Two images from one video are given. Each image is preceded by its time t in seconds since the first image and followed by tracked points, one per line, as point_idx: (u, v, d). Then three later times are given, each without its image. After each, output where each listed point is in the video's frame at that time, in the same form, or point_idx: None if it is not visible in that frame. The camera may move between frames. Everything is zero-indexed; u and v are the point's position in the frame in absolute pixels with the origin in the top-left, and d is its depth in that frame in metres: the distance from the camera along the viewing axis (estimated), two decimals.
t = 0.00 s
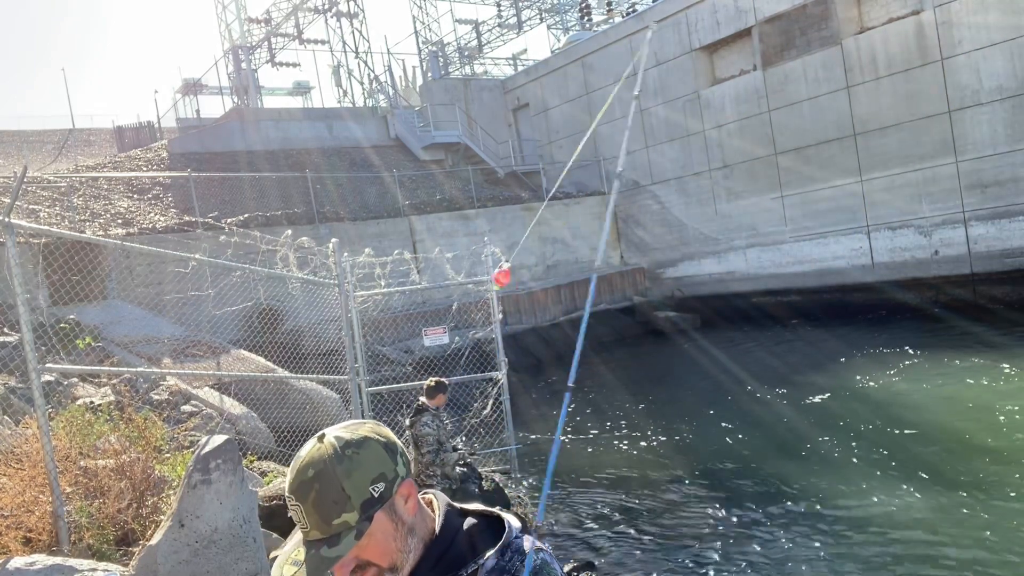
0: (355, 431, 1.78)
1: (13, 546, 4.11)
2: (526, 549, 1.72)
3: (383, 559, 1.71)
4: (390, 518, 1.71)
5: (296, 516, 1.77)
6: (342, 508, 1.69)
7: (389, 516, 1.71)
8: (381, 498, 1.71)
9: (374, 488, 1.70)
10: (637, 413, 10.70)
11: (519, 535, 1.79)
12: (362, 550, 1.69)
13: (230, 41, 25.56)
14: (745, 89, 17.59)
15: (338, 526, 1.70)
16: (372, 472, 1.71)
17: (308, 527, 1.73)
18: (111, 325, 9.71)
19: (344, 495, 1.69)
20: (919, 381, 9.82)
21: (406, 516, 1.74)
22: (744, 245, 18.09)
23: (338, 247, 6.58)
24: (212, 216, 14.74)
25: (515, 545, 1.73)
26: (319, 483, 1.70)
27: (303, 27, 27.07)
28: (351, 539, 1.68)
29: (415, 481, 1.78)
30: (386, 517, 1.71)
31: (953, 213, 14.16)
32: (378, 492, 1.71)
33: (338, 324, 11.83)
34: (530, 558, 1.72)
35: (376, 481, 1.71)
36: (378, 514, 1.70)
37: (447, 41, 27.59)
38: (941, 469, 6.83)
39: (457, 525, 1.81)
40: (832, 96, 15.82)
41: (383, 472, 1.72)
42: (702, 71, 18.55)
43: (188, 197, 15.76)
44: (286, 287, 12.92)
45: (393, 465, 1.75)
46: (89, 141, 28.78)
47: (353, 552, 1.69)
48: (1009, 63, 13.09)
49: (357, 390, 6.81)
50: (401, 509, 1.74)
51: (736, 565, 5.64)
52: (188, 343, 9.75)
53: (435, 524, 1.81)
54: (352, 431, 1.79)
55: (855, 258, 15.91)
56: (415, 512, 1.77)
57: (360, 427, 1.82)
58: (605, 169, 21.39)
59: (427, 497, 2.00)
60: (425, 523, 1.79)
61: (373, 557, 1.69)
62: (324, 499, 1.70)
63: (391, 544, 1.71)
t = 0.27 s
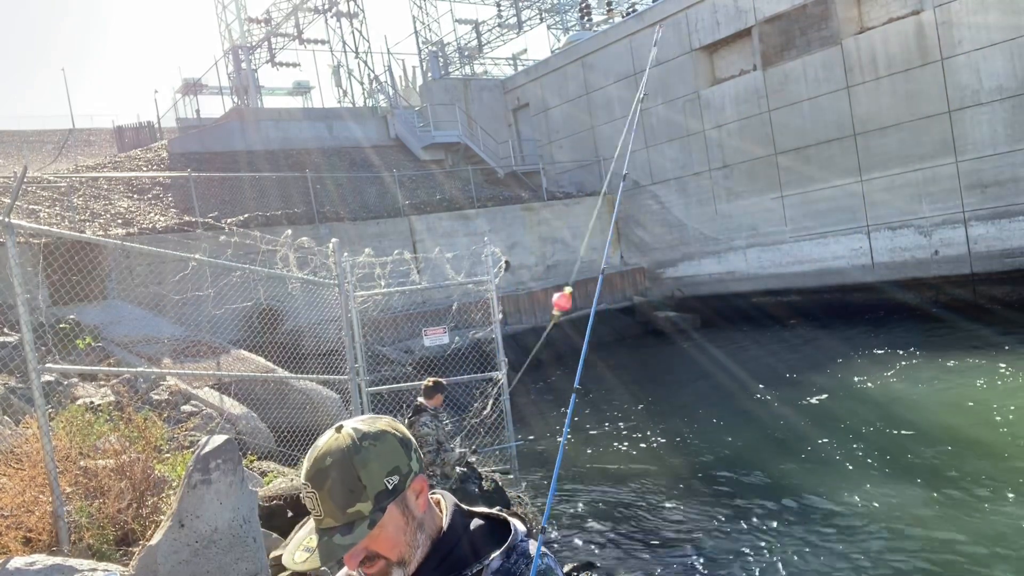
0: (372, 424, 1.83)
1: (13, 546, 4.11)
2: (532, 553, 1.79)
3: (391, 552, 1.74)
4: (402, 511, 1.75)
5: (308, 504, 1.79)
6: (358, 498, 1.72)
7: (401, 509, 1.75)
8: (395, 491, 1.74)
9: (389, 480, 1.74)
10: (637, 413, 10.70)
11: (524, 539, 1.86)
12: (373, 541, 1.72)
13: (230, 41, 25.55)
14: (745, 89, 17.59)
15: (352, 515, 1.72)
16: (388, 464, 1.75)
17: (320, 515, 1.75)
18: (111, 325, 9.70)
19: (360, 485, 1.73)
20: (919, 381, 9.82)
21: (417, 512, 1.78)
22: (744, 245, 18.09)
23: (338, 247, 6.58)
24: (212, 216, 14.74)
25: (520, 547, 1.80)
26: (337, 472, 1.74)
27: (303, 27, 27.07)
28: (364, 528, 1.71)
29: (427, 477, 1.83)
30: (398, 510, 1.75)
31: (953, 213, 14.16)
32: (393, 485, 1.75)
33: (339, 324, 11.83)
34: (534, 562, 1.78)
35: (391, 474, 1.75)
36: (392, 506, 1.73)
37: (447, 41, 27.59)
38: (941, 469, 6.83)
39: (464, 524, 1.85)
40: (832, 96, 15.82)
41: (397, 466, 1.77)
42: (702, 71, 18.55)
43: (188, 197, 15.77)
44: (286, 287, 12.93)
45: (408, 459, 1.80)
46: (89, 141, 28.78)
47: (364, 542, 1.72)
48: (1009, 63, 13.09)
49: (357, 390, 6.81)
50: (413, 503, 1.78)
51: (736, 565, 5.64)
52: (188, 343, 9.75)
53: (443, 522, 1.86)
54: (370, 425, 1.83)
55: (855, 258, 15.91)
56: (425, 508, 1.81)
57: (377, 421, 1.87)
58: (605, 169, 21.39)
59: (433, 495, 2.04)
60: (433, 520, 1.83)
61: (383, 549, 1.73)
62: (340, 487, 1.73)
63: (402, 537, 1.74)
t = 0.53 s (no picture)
0: (374, 421, 1.83)
1: (13, 546, 4.11)
2: (527, 553, 1.75)
3: (388, 548, 1.75)
4: (399, 507, 1.75)
5: (309, 497, 1.80)
6: (356, 493, 1.73)
7: (399, 505, 1.75)
8: (393, 487, 1.75)
9: (387, 477, 1.74)
10: (637, 413, 10.70)
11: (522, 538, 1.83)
12: (371, 536, 1.73)
13: (230, 41, 25.55)
14: (745, 89, 17.59)
15: (350, 510, 1.73)
16: (387, 460, 1.75)
17: (320, 509, 1.76)
18: (111, 325, 9.70)
19: (359, 480, 1.73)
20: (918, 381, 9.82)
21: (415, 510, 1.78)
22: (745, 245, 18.08)
23: (338, 248, 6.58)
24: (212, 216, 14.73)
25: (515, 547, 1.77)
26: (338, 466, 1.74)
27: (303, 27, 27.07)
28: (361, 523, 1.71)
29: (426, 476, 1.83)
30: (396, 507, 1.75)
31: (953, 213, 14.16)
32: (391, 481, 1.75)
33: (339, 324, 11.83)
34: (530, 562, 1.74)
35: (390, 470, 1.75)
36: (390, 502, 1.74)
37: (447, 41, 27.60)
38: (941, 469, 6.83)
39: (462, 524, 1.83)
40: (832, 96, 15.82)
41: (397, 463, 1.76)
42: (702, 71, 18.56)
43: (189, 197, 15.77)
44: (286, 287, 12.93)
45: (408, 458, 1.79)
46: (89, 141, 28.76)
47: (361, 537, 1.73)
48: (1009, 63, 13.09)
49: (357, 390, 6.81)
50: (411, 501, 1.78)
51: (736, 566, 5.63)
52: (188, 343, 9.74)
53: (441, 520, 1.85)
54: (372, 421, 1.83)
55: (855, 258, 15.91)
56: (424, 505, 1.81)
57: (380, 418, 1.87)
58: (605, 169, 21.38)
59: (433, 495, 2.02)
60: (432, 518, 1.83)
61: (381, 543, 1.74)
62: (340, 481, 1.74)
63: (399, 533, 1.75)
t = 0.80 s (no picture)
0: (369, 421, 1.83)
1: (13, 546, 4.11)
2: (521, 550, 1.75)
3: (384, 548, 1.75)
4: (395, 507, 1.76)
5: (303, 498, 1.80)
6: (352, 492, 1.73)
7: (395, 505, 1.76)
8: (389, 487, 1.75)
9: (384, 476, 1.74)
10: (637, 413, 10.70)
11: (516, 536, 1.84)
12: (367, 535, 1.73)
13: (230, 41, 25.55)
14: (745, 89, 17.59)
15: (347, 510, 1.73)
16: (383, 460, 1.75)
17: (315, 510, 1.76)
18: (111, 325, 9.70)
19: (356, 480, 1.73)
20: (918, 381, 9.82)
21: (411, 510, 1.79)
22: (745, 245, 18.08)
23: (338, 247, 6.57)
24: (212, 216, 14.73)
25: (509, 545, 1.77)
26: (334, 467, 1.74)
27: (303, 27, 27.07)
28: (357, 523, 1.71)
29: (422, 476, 1.84)
30: (392, 507, 1.75)
31: (953, 213, 14.16)
32: (387, 481, 1.75)
33: (339, 324, 11.83)
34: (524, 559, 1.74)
35: (386, 470, 1.75)
36: (386, 502, 1.74)
37: (447, 41, 27.61)
38: (941, 469, 6.82)
39: (456, 523, 1.84)
40: (832, 96, 15.82)
41: (393, 463, 1.77)
42: (702, 71, 18.56)
43: (189, 197, 15.76)
44: (286, 287, 12.94)
45: (403, 458, 1.80)
46: (89, 141, 28.76)
47: (358, 537, 1.73)
48: (1009, 63, 13.10)
49: (357, 390, 6.81)
50: (406, 501, 1.78)
51: (736, 566, 5.63)
52: (188, 343, 9.74)
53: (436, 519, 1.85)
54: (367, 422, 1.83)
55: (855, 258, 15.91)
56: (419, 504, 1.81)
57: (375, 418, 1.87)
58: (605, 169, 21.38)
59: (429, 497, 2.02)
60: (427, 518, 1.83)
61: (377, 543, 1.74)
62: (336, 481, 1.74)
63: (395, 533, 1.75)
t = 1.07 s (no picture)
0: (365, 423, 1.84)
1: (13, 546, 4.11)
2: (521, 550, 1.74)
3: (383, 548, 1.75)
4: (393, 508, 1.75)
5: (301, 502, 1.80)
6: (349, 494, 1.73)
7: (393, 505, 1.76)
8: (387, 487, 1.75)
9: (380, 477, 1.75)
10: (637, 413, 10.70)
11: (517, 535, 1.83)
12: (365, 537, 1.73)
13: (230, 41, 25.53)
14: (745, 89, 17.59)
15: (344, 512, 1.73)
16: (379, 461, 1.76)
17: (313, 513, 1.76)
18: (111, 325, 9.70)
19: (353, 482, 1.73)
20: (918, 381, 9.82)
21: (409, 510, 1.79)
22: (745, 245, 18.08)
23: (338, 247, 6.58)
24: (212, 216, 14.73)
25: (509, 545, 1.76)
26: (330, 469, 1.75)
27: (303, 27, 27.07)
28: (355, 524, 1.71)
29: (419, 476, 1.84)
30: (390, 508, 1.75)
31: (953, 213, 14.16)
32: (384, 482, 1.75)
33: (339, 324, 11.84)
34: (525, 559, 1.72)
35: (383, 470, 1.76)
36: (384, 503, 1.74)
37: (447, 41, 27.61)
38: (941, 469, 6.82)
39: (455, 524, 1.83)
40: (832, 96, 15.82)
41: (389, 463, 1.77)
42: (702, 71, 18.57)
43: (189, 197, 15.77)
44: (286, 287, 12.94)
45: (400, 458, 1.80)
46: (89, 141, 28.75)
47: (356, 539, 1.73)
48: (1009, 63, 13.11)
49: (357, 390, 6.81)
50: (404, 501, 1.78)
51: (736, 565, 5.63)
52: (188, 343, 9.74)
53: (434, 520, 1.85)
54: (363, 423, 1.84)
55: (855, 258, 15.91)
56: (417, 505, 1.81)
57: (370, 420, 1.88)
58: (605, 169, 21.38)
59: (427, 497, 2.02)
60: (426, 518, 1.83)
61: (375, 545, 1.74)
62: (332, 484, 1.74)
63: (394, 534, 1.75)
